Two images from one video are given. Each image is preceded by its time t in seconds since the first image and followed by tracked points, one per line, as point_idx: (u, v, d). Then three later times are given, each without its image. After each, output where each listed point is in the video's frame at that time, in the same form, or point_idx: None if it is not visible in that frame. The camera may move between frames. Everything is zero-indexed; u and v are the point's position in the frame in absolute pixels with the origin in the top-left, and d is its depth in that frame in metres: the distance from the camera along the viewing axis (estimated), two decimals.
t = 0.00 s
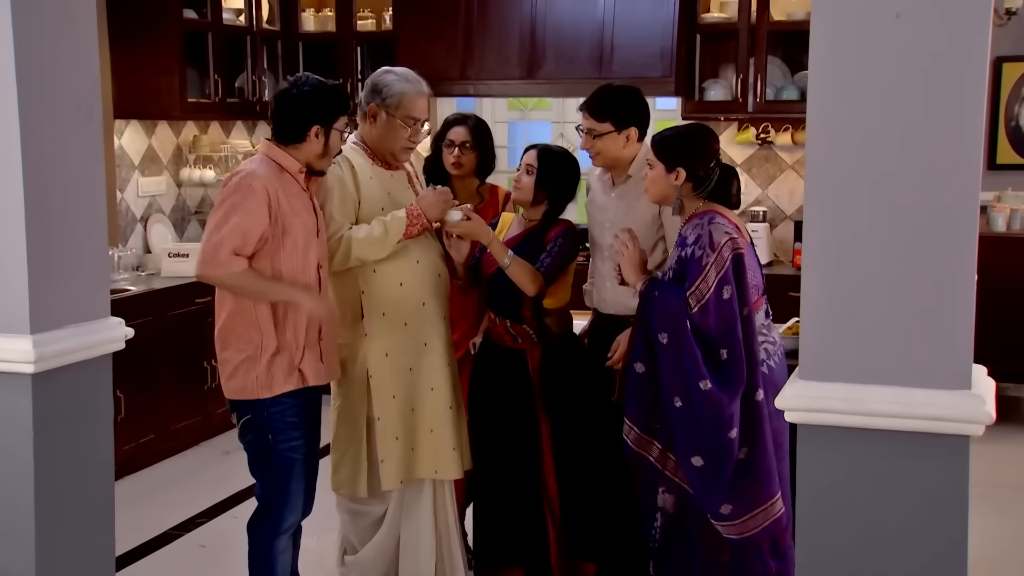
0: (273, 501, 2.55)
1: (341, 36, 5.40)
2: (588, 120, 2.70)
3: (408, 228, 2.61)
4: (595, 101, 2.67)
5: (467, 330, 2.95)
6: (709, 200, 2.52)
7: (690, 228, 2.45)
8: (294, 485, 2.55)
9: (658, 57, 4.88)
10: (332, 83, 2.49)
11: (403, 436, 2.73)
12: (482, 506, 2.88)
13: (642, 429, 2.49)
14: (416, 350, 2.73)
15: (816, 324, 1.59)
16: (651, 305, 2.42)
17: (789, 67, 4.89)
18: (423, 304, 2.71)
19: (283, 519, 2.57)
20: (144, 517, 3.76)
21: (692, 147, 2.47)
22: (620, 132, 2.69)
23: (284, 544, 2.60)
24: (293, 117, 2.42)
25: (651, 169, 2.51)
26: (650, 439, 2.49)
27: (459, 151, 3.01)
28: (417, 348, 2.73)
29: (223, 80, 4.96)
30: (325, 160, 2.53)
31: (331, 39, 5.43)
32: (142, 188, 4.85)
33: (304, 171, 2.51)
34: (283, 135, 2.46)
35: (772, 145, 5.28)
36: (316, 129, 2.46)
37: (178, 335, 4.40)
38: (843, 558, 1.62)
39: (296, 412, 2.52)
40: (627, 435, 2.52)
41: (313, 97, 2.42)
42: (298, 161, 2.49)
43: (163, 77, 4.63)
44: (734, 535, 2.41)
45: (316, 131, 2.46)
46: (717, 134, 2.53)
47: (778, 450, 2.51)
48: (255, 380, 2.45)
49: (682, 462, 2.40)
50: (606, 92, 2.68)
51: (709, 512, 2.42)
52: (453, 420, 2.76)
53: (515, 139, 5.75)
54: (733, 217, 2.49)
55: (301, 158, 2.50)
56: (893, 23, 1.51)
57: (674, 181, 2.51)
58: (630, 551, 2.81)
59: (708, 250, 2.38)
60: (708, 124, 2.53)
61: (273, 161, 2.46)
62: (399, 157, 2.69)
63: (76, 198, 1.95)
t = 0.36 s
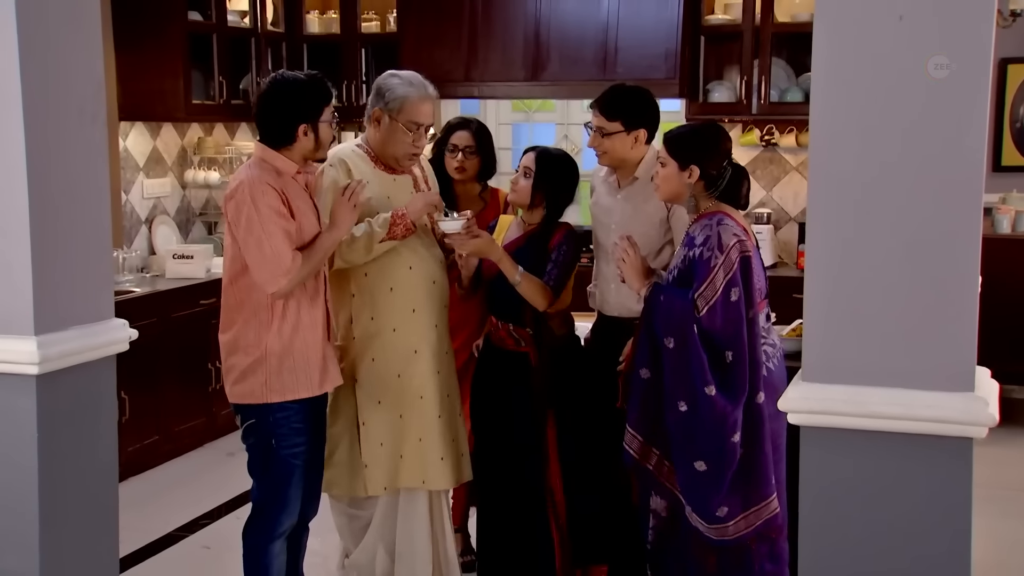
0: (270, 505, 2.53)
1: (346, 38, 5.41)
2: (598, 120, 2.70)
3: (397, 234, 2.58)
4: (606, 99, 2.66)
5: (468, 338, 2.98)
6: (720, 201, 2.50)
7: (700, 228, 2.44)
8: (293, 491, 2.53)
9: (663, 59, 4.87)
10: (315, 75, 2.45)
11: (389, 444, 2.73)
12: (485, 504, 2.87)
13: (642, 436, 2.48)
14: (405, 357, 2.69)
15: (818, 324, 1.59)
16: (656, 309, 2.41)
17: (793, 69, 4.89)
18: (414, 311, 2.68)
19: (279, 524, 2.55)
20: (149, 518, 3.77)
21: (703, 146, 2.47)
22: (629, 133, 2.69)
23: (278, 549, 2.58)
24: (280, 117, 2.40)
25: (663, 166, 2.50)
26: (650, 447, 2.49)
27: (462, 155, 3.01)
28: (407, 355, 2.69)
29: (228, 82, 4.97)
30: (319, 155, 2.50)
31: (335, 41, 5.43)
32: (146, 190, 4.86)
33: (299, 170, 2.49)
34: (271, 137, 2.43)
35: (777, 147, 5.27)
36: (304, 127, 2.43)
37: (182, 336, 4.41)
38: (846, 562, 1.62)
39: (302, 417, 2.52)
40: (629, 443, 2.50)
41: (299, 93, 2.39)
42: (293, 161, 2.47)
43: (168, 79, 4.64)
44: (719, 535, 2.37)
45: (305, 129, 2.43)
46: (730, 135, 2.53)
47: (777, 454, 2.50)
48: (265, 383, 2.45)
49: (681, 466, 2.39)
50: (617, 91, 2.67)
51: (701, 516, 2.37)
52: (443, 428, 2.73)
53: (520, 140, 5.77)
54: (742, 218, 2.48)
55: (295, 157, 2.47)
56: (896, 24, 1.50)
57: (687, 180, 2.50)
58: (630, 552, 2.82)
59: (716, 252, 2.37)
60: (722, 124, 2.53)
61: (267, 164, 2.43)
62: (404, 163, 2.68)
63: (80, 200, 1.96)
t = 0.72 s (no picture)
0: (267, 507, 2.53)
1: (347, 40, 5.41)
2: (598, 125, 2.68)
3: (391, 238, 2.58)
4: (606, 104, 2.65)
5: (467, 343, 3.04)
6: (727, 202, 2.50)
7: (706, 229, 2.44)
8: (290, 493, 2.53)
9: (663, 60, 4.87)
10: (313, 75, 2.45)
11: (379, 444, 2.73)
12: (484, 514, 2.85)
13: (641, 436, 2.48)
14: (397, 360, 2.68)
15: (818, 325, 1.59)
16: (659, 309, 2.41)
17: (794, 70, 4.90)
18: (407, 313, 2.67)
19: (276, 527, 2.54)
20: (149, 519, 3.77)
21: (711, 146, 2.46)
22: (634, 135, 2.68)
23: (276, 553, 2.57)
24: (278, 116, 2.39)
25: (671, 166, 2.49)
26: (650, 450, 2.49)
27: (463, 154, 3.06)
28: (399, 357, 2.68)
29: (228, 84, 4.96)
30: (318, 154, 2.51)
31: (336, 42, 5.44)
32: (147, 192, 4.86)
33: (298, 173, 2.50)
34: (268, 138, 2.43)
35: (777, 148, 5.27)
36: (303, 126, 2.43)
37: (182, 337, 4.40)
38: (847, 563, 1.62)
39: (297, 419, 2.51)
40: (629, 443, 2.50)
41: (294, 93, 2.38)
42: (293, 164, 2.48)
43: (168, 81, 4.63)
44: (685, 538, 2.36)
45: (305, 127, 2.44)
46: (738, 136, 2.52)
47: (778, 460, 2.48)
48: (259, 388, 2.45)
49: (670, 468, 2.39)
50: (617, 97, 2.67)
51: (679, 516, 2.38)
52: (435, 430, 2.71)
53: (520, 142, 5.75)
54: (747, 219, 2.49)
55: (294, 158, 2.48)
56: (896, 25, 1.50)
57: (695, 179, 2.49)
58: (629, 553, 2.84)
59: (723, 252, 2.37)
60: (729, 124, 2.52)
61: (266, 167, 2.44)
62: (409, 163, 2.66)
63: (80, 201, 1.96)
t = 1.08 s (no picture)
0: (265, 512, 2.52)
1: (345, 42, 5.42)
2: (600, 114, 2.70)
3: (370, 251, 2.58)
4: (610, 96, 2.67)
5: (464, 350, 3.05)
6: (735, 205, 2.50)
7: (714, 232, 2.44)
8: (289, 496, 2.52)
9: (661, 62, 4.86)
10: (308, 80, 2.45)
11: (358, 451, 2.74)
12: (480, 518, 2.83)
13: (643, 439, 2.48)
14: (379, 367, 2.68)
15: (818, 327, 1.59)
16: (667, 313, 2.41)
17: (792, 73, 4.91)
18: (386, 321, 2.66)
19: (275, 531, 2.54)
20: (148, 521, 3.76)
21: (718, 148, 2.46)
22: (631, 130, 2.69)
23: (276, 557, 2.57)
24: (268, 116, 2.39)
25: (679, 169, 2.50)
26: (653, 454, 2.49)
27: (467, 158, 3.07)
28: (381, 364, 2.68)
29: (227, 86, 4.96)
30: (308, 157, 2.50)
31: (334, 45, 5.44)
32: (145, 194, 4.86)
33: (291, 174, 2.49)
34: (259, 137, 2.43)
35: (775, 150, 5.28)
36: (294, 127, 2.43)
37: (181, 340, 4.40)
38: (846, 565, 1.62)
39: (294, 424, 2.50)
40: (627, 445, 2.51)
41: (292, 93, 2.39)
42: (286, 166, 2.47)
43: (167, 83, 4.63)
44: (686, 541, 2.36)
45: (295, 129, 2.43)
46: (745, 139, 2.52)
47: (782, 465, 2.48)
48: (258, 392, 2.44)
49: (674, 473, 2.38)
50: (619, 91, 2.69)
51: (678, 517, 2.38)
52: (412, 442, 2.68)
53: (519, 145, 5.74)
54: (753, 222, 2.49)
55: (284, 158, 2.47)
56: (895, 27, 1.50)
57: (702, 182, 2.49)
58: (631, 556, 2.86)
59: (732, 256, 2.36)
60: (736, 127, 2.52)
61: (260, 167, 2.44)
62: (399, 169, 2.65)
63: (78, 204, 1.95)
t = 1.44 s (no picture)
0: (260, 515, 2.51)
1: (346, 45, 5.43)
2: (593, 113, 2.70)
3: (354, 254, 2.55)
4: (606, 96, 2.68)
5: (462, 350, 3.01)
6: (744, 209, 2.50)
7: (723, 236, 2.43)
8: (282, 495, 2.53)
9: (663, 65, 4.85)
10: (293, 87, 2.45)
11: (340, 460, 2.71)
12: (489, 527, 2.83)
13: (660, 448, 2.48)
14: (359, 379, 2.65)
15: (819, 330, 1.59)
16: (679, 321, 2.41)
17: (793, 75, 4.91)
18: (370, 331, 2.63)
19: (273, 531, 2.55)
20: (149, 523, 3.76)
21: (727, 151, 2.46)
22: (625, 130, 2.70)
23: (276, 557, 2.58)
24: (240, 113, 2.42)
25: (687, 171, 2.49)
26: (669, 463, 2.49)
27: (464, 162, 3.07)
28: (360, 375, 2.64)
29: (228, 88, 4.97)
30: (277, 163, 2.48)
31: (335, 47, 5.45)
32: (147, 196, 4.86)
33: (268, 177, 2.50)
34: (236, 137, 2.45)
35: (776, 153, 5.28)
36: (262, 128, 2.42)
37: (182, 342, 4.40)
38: (849, 568, 1.62)
39: (277, 421, 2.50)
40: (647, 458, 2.50)
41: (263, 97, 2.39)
42: (262, 169, 2.48)
43: (169, 85, 4.64)
44: (717, 554, 2.39)
45: (263, 130, 2.43)
46: (756, 144, 2.53)
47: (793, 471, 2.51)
48: (234, 392, 2.45)
49: (694, 482, 2.41)
50: (614, 92, 2.70)
51: (705, 528, 2.40)
52: (392, 455, 2.64)
53: (520, 146, 5.76)
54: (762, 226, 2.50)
55: (256, 160, 2.47)
56: (897, 30, 1.51)
57: (711, 186, 2.48)
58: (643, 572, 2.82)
59: (742, 260, 2.37)
60: (746, 132, 2.53)
61: (238, 170, 2.45)
62: (393, 176, 2.62)
63: (79, 207, 1.95)
